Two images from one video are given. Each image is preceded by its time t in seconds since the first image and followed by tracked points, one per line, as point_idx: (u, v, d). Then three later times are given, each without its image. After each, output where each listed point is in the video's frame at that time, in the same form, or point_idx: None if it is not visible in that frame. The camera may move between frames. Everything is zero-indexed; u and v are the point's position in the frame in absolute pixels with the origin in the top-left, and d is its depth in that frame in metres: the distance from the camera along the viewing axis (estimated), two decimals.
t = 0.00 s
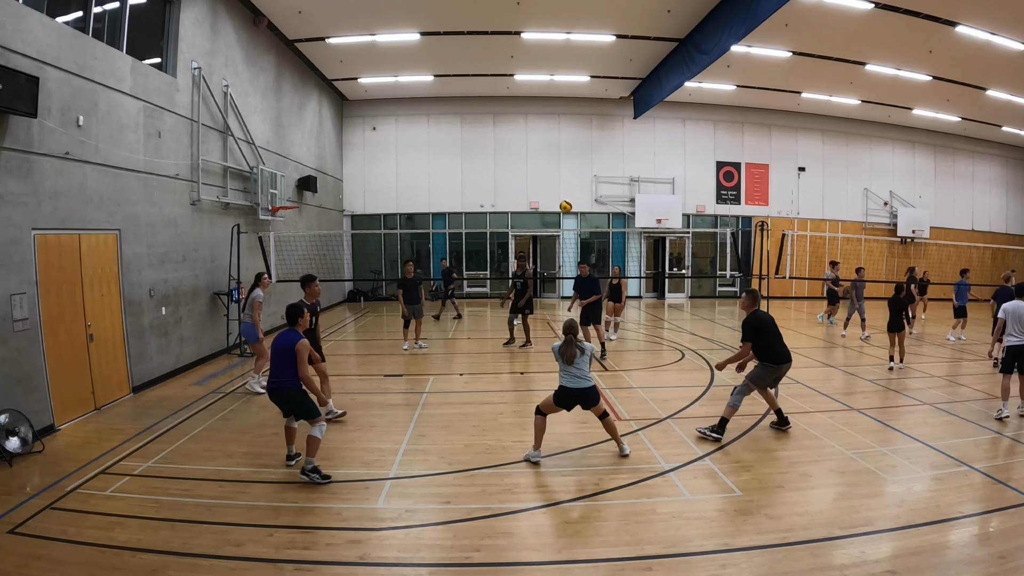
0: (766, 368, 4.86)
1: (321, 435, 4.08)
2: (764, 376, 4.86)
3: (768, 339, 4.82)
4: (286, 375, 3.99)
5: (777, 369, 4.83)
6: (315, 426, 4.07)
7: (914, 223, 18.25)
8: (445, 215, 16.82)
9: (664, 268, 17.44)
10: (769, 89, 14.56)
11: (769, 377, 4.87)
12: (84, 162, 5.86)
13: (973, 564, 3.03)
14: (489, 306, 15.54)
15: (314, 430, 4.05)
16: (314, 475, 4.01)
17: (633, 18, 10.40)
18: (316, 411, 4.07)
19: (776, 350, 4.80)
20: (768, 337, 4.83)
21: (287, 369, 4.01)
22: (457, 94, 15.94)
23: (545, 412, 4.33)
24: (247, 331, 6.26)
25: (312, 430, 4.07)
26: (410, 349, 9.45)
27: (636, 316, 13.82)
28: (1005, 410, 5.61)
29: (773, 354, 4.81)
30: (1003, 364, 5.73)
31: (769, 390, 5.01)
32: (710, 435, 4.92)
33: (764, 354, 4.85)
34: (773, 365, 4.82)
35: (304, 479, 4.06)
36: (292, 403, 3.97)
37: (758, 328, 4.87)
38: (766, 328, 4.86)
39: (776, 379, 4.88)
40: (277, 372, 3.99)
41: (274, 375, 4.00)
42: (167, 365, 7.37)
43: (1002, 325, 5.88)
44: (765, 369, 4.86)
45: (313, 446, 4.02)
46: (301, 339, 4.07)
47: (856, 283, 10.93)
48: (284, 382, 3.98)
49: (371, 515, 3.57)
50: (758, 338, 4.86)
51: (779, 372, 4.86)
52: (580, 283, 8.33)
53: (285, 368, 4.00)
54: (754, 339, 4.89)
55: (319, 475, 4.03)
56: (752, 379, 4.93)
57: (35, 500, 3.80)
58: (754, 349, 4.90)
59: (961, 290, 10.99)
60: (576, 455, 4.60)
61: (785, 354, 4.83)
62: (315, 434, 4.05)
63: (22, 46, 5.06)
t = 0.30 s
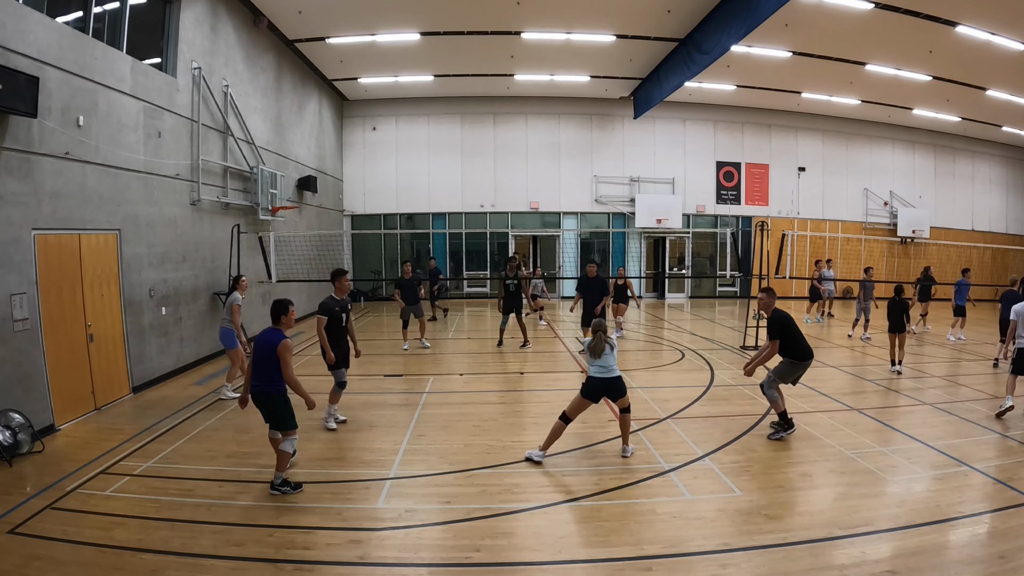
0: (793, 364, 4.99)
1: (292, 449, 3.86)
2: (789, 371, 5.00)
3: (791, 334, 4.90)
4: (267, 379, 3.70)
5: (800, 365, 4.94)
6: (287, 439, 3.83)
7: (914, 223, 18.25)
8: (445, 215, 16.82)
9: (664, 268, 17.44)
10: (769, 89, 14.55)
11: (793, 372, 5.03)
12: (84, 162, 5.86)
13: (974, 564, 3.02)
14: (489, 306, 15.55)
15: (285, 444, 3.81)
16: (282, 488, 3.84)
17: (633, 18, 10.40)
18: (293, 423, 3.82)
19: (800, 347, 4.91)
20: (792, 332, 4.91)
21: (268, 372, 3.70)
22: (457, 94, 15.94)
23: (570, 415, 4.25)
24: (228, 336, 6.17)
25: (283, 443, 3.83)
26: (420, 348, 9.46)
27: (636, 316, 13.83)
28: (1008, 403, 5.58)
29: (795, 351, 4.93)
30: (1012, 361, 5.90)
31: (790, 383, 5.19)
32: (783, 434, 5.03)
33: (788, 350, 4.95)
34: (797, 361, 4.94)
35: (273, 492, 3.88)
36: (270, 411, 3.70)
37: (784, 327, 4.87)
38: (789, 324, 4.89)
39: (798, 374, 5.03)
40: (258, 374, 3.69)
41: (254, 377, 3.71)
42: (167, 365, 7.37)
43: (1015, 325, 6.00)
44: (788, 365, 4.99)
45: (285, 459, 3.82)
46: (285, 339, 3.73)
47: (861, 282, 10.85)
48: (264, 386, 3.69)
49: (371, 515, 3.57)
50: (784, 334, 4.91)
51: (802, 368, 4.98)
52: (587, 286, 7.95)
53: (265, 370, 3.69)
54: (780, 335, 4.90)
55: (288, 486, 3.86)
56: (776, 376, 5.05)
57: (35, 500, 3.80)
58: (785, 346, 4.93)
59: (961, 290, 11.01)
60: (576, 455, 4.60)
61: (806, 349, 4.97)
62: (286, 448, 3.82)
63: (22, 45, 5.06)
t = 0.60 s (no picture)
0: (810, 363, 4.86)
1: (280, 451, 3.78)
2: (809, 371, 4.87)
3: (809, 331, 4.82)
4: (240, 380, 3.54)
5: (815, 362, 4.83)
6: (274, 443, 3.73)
7: (914, 223, 18.25)
8: (445, 215, 16.82)
9: (664, 268, 17.45)
10: (769, 89, 14.55)
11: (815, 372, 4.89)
12: (84, 162, 5.86)
13: (974, 564, 3.02)
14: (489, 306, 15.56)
15: (273, 447, 3.73)
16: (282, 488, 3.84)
17: (633, 19, 10.41)
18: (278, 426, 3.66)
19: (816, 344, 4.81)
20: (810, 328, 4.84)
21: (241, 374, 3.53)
22: (457, 94, 15.94)
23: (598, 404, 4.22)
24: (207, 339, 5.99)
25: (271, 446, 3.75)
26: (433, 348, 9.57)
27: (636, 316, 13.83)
28: (1015, 403, 6.00)
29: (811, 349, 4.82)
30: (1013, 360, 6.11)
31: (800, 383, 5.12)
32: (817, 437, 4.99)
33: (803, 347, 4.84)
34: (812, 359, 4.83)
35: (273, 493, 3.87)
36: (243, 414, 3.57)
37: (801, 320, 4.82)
38: (806, 318, 4.84)
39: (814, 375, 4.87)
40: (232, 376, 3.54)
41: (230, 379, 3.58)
42: (167, 365, 7.37)
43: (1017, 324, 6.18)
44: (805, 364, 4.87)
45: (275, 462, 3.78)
46: (257, 339, 3.50)
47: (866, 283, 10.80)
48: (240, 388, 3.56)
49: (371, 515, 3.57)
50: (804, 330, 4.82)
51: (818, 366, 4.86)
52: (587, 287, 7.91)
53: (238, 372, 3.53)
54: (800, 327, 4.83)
55: (288, 486, 3.86)
56: (796, 376, 4.97)
57: (35, 500, 3.80)
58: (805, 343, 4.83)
59: (961, 291, 11.01)
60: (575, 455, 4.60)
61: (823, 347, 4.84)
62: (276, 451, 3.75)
63: (22, 46, 5.07)
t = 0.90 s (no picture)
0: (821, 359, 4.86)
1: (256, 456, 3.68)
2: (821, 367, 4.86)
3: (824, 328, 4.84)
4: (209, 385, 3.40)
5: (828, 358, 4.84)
6: (250, 450, 3.63)
7: (914, 223, 18.25)
8: (445, 215, 16.82)
9: (664, 268, 17.44)
10: (769, 89, 14.55)
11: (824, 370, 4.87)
12: (84, 162, 5.86)
13: (974, 564, 3.02)
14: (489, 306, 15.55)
15: (251, 454, 3.63)
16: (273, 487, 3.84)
17: (633, 19, 10.41)
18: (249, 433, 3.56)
19: (829, 339, 4.83)
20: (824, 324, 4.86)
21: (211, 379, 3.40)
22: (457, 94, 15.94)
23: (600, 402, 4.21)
24: (180, 336, 5.83)
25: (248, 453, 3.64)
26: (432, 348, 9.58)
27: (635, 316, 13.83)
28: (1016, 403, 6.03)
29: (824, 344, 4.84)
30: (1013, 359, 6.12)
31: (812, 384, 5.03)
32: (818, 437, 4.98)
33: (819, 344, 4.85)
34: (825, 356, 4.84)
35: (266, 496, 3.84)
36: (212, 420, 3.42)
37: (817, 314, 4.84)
38: (821, 312, 4.86)
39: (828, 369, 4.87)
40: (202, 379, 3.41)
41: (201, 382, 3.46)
42: (167, 365, 7.37)
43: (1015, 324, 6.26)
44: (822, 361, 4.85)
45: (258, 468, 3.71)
46: (228, 342, 3.38)
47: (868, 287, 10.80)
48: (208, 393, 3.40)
49: (371, 515, 3.57)
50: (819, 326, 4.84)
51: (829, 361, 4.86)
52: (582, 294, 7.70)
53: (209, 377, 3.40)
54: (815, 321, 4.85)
55: (281, 485, 3.87)
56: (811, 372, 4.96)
57: (35, 500, 3.80)
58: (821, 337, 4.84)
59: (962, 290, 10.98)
60: (575, 455, 4.60)
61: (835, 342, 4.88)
62: (254, 458, 3.67)
63: (22, 46, 5.07)
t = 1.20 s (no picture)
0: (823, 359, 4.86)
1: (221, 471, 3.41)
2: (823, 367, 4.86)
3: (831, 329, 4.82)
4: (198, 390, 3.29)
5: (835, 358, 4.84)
6: (217, 461, 3.39)
7: (914, 223, 18.24)
8: (445, 215, 16.82)
9: (664, 268, 17.43)
10: (769, 89, 14.55)
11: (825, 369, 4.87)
12: (84, 162, 5.86)
13: (974, 564, 3.02)
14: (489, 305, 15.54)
15: (214, 467, 3.37)
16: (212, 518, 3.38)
17: (633, 19, 10.41)
18: (224, 445, 3.37)
19: (834, 340, 4.82)
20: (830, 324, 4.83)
21: (201, 384, 3.29)
22: (457, 94, 15.94)
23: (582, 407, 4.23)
24: (168, 344, 5.74)
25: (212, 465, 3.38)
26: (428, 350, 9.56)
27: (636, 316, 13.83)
28: (1016, 403, 6.02)
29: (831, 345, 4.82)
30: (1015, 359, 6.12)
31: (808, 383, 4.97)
32: (810, 438, 4.93)
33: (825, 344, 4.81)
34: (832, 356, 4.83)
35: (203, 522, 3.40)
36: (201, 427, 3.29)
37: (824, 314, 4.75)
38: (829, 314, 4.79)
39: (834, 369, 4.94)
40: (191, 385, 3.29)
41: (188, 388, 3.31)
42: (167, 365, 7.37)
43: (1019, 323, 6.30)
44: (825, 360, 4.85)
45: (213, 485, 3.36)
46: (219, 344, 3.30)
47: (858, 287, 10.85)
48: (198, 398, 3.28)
49: (371, 515, 3.57)
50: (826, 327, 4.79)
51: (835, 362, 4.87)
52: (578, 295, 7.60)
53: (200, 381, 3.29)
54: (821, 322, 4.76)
55: (218, 520, 3.38)
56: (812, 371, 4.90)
57: (35, 500, 3.80)
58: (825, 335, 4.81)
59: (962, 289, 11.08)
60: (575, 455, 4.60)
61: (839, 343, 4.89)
62: (216, 471, 3.38)
63: (22, 46, 5.06)
